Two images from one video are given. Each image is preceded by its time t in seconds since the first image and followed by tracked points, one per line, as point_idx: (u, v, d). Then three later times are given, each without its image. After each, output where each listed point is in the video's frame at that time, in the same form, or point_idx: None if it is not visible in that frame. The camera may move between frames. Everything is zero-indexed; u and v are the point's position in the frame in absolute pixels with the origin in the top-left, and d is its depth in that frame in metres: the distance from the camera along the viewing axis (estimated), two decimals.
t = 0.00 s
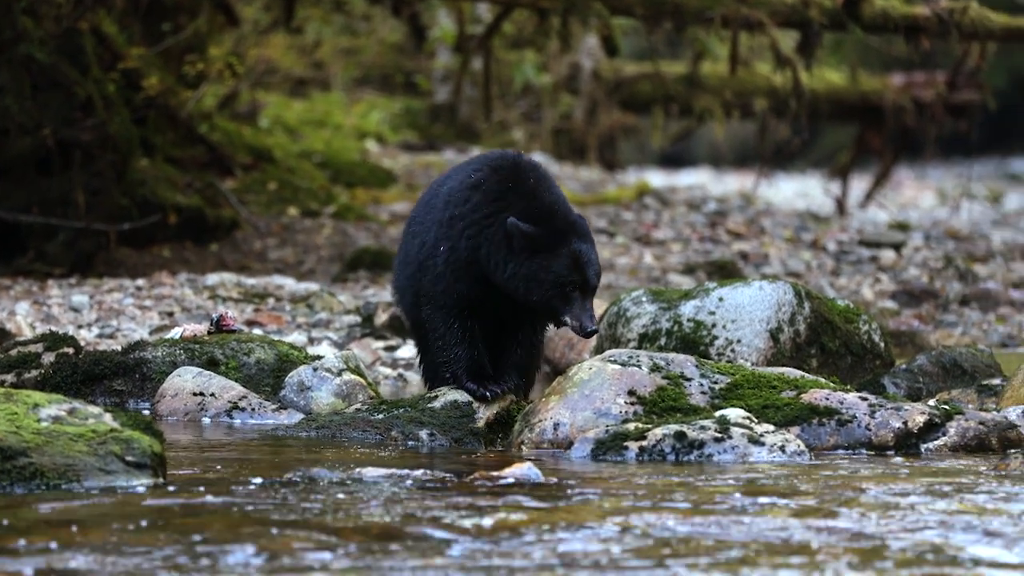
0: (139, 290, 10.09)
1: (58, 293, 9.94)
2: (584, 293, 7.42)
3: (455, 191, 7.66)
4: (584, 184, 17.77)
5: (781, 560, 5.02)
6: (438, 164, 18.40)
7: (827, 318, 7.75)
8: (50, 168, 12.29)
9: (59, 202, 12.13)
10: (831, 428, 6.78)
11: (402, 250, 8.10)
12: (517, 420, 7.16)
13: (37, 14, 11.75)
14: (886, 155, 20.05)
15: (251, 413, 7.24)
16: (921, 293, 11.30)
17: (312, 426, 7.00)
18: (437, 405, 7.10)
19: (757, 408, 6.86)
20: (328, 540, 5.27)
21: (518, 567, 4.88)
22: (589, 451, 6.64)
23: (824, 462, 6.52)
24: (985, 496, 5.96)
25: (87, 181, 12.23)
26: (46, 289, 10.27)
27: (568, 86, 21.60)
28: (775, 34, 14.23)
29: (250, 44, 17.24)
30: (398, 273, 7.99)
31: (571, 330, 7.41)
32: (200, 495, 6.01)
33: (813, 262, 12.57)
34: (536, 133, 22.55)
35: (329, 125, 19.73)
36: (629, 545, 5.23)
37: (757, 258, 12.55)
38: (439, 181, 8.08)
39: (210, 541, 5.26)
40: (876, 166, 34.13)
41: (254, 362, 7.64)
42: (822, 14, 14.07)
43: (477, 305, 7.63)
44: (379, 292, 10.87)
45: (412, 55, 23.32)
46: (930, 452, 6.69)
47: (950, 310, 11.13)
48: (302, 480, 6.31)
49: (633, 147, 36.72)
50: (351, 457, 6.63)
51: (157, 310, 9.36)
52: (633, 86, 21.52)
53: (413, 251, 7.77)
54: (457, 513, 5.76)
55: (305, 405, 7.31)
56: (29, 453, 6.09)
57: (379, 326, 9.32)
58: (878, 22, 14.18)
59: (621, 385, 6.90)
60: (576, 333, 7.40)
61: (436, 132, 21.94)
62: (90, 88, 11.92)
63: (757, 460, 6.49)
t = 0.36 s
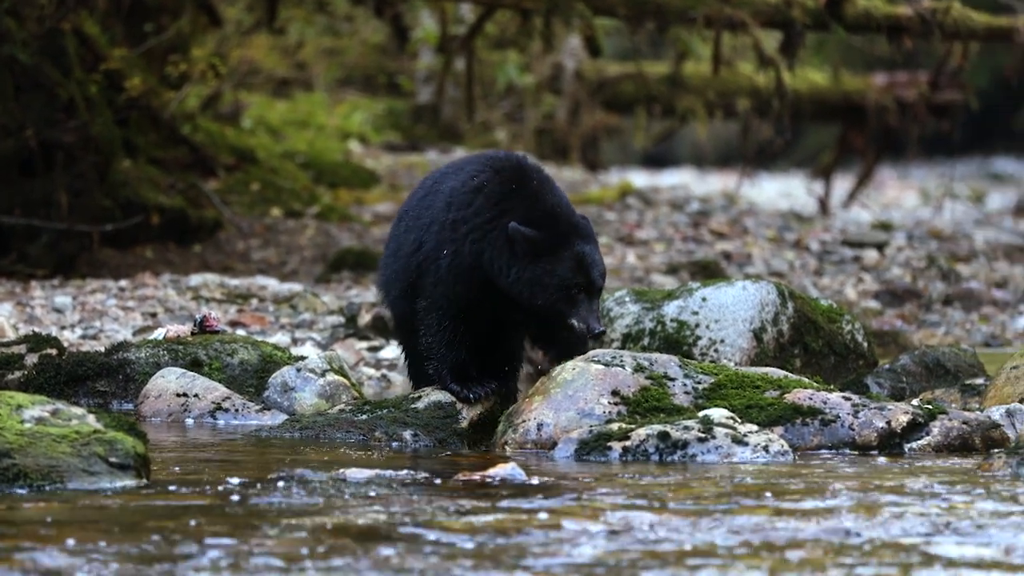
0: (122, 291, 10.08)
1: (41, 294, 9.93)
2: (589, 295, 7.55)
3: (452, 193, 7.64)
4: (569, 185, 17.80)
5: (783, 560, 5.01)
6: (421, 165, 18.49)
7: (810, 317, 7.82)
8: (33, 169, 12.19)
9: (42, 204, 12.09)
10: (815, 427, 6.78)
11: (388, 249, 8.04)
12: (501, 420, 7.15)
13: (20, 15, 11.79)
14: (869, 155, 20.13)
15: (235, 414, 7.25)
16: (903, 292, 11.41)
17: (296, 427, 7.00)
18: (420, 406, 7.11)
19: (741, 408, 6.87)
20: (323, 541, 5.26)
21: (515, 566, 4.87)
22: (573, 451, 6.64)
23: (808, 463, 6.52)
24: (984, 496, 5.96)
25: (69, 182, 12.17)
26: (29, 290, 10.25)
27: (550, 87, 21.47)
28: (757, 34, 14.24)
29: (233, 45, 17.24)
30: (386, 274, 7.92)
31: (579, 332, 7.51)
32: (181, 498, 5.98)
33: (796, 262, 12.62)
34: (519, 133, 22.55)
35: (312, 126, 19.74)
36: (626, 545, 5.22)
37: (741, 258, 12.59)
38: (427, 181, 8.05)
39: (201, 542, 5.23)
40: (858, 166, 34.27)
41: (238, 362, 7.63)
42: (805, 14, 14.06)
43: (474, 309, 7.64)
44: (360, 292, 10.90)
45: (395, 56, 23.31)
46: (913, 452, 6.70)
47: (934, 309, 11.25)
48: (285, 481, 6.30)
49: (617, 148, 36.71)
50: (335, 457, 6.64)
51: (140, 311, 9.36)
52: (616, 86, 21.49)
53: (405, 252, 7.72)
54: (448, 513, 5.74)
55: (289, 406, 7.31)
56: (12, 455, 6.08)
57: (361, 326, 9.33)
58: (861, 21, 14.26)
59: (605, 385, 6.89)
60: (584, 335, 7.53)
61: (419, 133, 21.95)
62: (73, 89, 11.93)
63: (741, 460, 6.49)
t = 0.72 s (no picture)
0: (106, 292, 10.06)
1: (24, 296, 9.91)
2: (613, 305, 7.32)
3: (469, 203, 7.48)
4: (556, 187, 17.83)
5: (784, 563, 5.01)
6: (405, 167, 18.63)
7: (795, 320, 7.88)
8: (17, 172, 12.18)
9: (26, 207, 12.03)
10: (799, 430, 6.79)
11: (403, 256, 7.94)
12: (486, 421, 7.14)
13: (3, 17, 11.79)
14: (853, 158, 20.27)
15: (219, 417, 7.24)
16: (888, 295, 11.48)
17: (280, 429, 7.00)
18: (405, 408, 7.13)
19: (725, 411, 6.87)
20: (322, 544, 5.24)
21: (508, 568, 4.88)
22: (557, 453, 6.65)
23: (792, 465, 6.52)
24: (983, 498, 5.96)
25: (54, 184, 12.12)
26: (12, 292, 10.23)
27: (536, 89, 21.31)
28: (742, 37, 14.27)
29: (218, 47, 17.23)
30: (402, 283, 7.84)
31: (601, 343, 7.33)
32: (168, 500, 5.97)
33: (782, 265, 12.67)
34: (505, 136, 22.58)
35: (297, 129, 19.77)
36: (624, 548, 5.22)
37: (726, 262, 12.62)
38: (443, 187, 7.87)
39: (193, 546, 5.22)
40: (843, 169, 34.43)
41: (222, 365, 7.62)
42: (789, 17, 14.15)
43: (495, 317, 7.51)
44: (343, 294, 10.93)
45: (379, 59, 23.28)
46: (898, 454, 6.70)
47: (917, 312, 11.32)
48: (268, 483, 6.30)
49: (602, 152, 36.75)
50: (318, 459, 6.64)
51: (125, 313, 9.36)
52: (602, 89, 21.03)
53: (423, 262, 7.62)
54: (436, 514, 5.76)
55: (273, 409, 7.31)
56: None
57: (345, 329, 9.44)
58: (846, 25, 14.30)
59: (589, 388, 6.89)
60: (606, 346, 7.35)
61: (404, 136, 22.05)
62: (56, 92, 11.88)
63: (725, 462, 6.49)
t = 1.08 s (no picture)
0: (85, 295, 10.04)
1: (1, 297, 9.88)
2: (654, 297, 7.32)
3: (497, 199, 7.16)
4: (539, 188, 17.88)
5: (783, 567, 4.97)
6: (385, 169, 18.73)
7: (774, 323, 8.01)
8: None
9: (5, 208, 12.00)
10: (777, 433, 6.79)
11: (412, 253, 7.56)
12: (464, 424, 7.13)
13: None
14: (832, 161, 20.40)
15: (197, 419, 7.24)
16: (867, 299, 11.57)
17: (258, 432, 7.02)
18: (383, 410, 7.22)
19: (704, 414, 6.87)
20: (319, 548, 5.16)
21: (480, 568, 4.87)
22: (536, 456, 6.64)
23: (770, 467, 6.54)
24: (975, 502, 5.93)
25: (34, 185, 12.18)
26: None
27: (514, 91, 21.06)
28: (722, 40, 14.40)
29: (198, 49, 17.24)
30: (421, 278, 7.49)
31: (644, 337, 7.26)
32: (149, 501, 5.97)
33: (760, 267, 12.74)
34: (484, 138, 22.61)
35: (276, 131, 19.83)
36: (617, 553, 5.15)
37: (705, 264, 12.66)
38: (469, 175, 7.53)
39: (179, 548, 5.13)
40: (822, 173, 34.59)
41: (201, 367, 7.63)
42: (768, 19, 14.33)
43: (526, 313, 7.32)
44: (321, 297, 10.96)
45: (358, 60, 23.25)
46: (875, 457, 6.73)
47: (897, 315, 11.39)
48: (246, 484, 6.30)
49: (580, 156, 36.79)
50: (296, 460, 6.65)
51: (104, 315, 9.36)
52: (580, 91, 20.73)
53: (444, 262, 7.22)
54: (412, 518, 5.72)
55: (252, 411, 7.32)
56: None
57: (325, 332, 9.42)
58: (826, 28, 14.34)
59: (568, 391, 6.89)
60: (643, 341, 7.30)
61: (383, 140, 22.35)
62: (36, 93, 12.00)
63: (703, 465, 6.49)
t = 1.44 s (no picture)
0: (53, 299, 10.03)
1: None
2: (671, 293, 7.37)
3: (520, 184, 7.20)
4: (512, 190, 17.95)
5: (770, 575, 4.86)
6: (352, 172, 18.79)
7: (742, 328, 8.12)
8: None
9: None
10: (746, 438, 6.79)
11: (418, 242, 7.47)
12: (433, 430, 7.13)
13: None
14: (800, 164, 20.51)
15: (166, 424, 7.23)
16: (835, 304, 11.70)
17: (226, 436, 7.04)
18: (352, 416, 7.13)
19: (672, 419, 6.88)
20: (296, 557, 5.01)
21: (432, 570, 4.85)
22: (504, 461, 6.64)
23: (738, 472, 6.51)
24: (959, 509, 5.85)
25: None
26: None
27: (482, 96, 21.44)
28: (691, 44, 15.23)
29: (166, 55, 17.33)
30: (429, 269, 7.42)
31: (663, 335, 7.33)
32: (116, 505, 5.98)
33: (728, 272, 12.80)
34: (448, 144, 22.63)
35: (244, 134, 19.88)
36: (580, 559, 5.08)
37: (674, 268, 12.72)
38: (470, 171, 7.48)
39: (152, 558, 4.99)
40: (789, 177, 34.75)
41: (169, 372, 7.64)
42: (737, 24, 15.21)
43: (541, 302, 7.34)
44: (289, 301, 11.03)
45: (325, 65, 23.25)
46: (844, 462, 6.72)
47: (865, 320, 11.48)
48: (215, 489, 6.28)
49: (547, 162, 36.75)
50: (263, 466, 6.66)
51: (72, 320, 9.36)
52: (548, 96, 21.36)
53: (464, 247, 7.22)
54: (378, 523, 5.66)
55: (220, 415, 7.33)
56: None
57: (293, 336, 9.55)
58: (794, 33, 15.12)
59: (536, 396, 6.89)
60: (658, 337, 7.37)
61: (351, 142, 21.89)
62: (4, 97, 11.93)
63: (672, 470, 6.48)
